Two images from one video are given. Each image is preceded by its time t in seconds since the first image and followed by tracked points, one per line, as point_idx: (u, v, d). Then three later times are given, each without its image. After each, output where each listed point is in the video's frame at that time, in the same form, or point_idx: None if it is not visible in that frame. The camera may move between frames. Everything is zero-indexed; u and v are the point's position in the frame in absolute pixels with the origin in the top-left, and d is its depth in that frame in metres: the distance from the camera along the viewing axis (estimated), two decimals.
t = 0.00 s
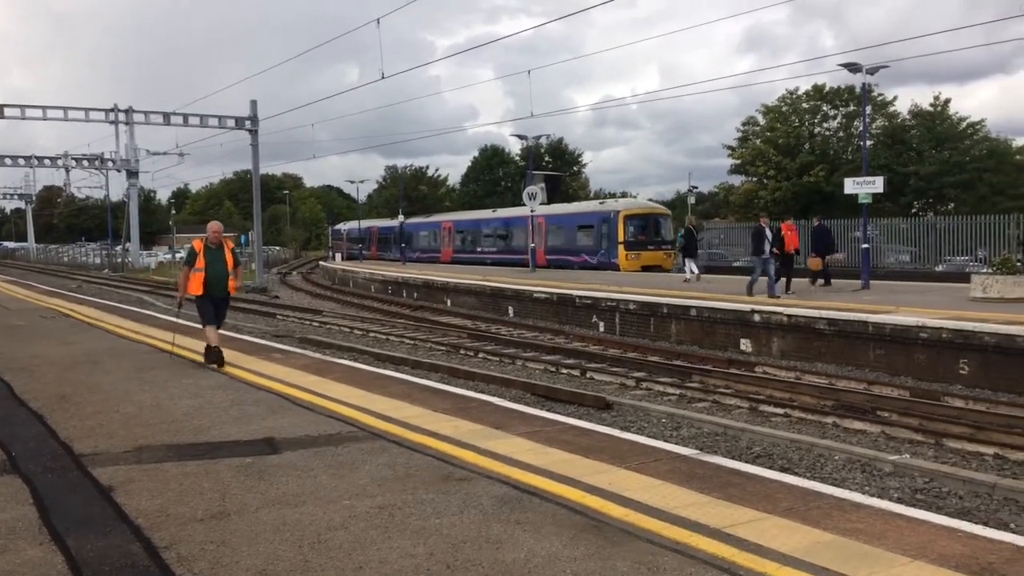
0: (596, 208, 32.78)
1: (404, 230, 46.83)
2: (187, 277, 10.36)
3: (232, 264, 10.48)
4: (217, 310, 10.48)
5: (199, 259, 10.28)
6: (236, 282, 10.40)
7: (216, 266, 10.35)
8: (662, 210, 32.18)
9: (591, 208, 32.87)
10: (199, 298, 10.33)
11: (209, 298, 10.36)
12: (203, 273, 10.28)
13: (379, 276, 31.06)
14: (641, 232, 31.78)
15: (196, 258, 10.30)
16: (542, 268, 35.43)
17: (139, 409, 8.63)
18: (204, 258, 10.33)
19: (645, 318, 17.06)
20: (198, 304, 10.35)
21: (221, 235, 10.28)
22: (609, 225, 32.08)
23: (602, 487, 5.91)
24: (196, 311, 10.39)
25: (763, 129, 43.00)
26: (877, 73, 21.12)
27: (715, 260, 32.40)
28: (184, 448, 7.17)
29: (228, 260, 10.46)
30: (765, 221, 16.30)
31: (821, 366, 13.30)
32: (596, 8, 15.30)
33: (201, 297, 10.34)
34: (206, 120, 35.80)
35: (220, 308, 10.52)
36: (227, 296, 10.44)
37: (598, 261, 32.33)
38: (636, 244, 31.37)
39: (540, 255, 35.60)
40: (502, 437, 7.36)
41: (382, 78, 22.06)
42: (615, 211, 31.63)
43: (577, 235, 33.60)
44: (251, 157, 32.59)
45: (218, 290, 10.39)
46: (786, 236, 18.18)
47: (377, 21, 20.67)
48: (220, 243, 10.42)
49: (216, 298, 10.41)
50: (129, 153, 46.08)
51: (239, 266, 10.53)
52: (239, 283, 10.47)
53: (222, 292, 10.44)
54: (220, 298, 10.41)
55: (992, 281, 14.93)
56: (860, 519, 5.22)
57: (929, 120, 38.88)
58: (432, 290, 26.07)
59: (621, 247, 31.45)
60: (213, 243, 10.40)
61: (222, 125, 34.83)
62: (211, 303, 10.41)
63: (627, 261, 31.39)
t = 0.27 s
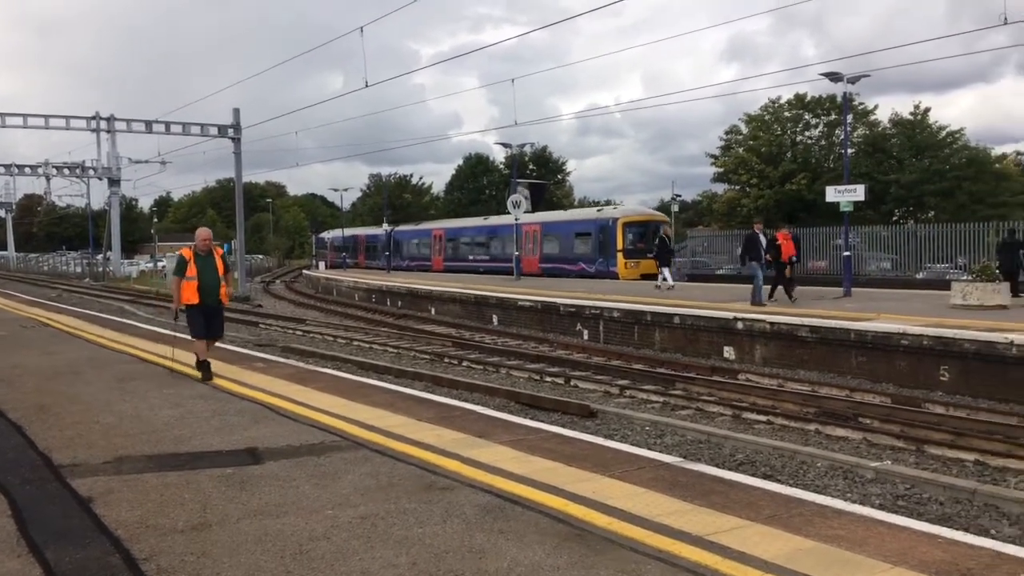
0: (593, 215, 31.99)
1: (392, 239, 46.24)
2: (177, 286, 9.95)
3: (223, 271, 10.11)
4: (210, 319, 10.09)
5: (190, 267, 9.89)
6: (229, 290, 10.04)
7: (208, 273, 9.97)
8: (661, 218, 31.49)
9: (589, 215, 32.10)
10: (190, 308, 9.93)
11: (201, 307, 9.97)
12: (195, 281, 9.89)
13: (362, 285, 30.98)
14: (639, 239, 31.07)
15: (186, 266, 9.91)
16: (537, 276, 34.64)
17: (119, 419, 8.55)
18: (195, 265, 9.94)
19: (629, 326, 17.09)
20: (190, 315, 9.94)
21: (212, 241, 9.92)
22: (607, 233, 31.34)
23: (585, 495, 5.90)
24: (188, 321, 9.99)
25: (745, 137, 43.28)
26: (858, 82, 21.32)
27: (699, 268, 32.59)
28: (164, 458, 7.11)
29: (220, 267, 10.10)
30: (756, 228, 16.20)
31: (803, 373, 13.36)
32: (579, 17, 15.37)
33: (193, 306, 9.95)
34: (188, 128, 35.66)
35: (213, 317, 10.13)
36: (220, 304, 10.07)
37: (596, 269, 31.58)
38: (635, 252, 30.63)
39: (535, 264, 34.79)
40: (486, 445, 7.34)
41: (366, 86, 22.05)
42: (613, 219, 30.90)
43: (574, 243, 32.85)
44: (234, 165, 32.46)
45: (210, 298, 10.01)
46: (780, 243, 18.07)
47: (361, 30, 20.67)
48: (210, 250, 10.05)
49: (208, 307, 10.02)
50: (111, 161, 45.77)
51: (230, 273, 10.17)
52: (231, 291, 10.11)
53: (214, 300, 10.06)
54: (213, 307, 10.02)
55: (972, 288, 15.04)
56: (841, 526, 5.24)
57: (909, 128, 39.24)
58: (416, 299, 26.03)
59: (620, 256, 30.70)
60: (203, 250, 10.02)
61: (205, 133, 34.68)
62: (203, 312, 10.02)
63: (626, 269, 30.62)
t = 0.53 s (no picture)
0: (582, 220, 31.52)
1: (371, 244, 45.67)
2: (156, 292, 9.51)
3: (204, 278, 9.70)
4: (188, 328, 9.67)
5: (170, 273, 9.45)
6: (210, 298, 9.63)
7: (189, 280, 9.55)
8: (649, 223, 31.15)
9: (577, 220, 31.64)
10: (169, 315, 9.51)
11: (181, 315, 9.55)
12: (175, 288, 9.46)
13: (336, 290, 30.82)
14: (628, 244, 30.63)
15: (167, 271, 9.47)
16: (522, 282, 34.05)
17: (87, 428, 8.42)
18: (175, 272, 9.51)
19: (602, 331, 17.16)
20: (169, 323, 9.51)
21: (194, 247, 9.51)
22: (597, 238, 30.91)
23: (558, 500, 5.90)
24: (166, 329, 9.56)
25: (717, 144, 43.67)
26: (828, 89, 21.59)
27: (672, 273, 32.84)
28: (134, 467, 7.01)
29: (200, 274, 9.68)
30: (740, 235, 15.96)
31: (775, 377, 13.48)
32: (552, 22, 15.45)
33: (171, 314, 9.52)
34: (159, 133, 35.33)
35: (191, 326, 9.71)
36: (200, 313, 9.65)
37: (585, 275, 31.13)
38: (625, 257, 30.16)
39: (520, 269, 34.19)
40: (459, 451, 7.32)
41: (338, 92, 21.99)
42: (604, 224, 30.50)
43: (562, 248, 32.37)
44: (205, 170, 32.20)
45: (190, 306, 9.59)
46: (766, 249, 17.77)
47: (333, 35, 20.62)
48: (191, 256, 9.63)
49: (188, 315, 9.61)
50: (80, 167, 45.22)
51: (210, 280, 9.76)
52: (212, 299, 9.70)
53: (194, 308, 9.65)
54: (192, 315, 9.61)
55: (939, 292, 15.28)
56: (811, 528, 5.29)
57: (878, 135, 39.78)
58: (390, 304, 25.96)
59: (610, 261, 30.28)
60: (184, 256, 9.60)
61: (177, 138, 34.36)
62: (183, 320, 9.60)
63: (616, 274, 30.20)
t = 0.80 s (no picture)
0: (570, 218, 30.78)
1: (350, 244, 45.05)
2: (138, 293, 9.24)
3: (188, 280, 9.39)
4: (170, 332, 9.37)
5: (152, 274, 9.16)
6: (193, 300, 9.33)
7: (171, 282, 9.24)
8: (639, 221, 30.48)
9: (565, 218, 30.89)
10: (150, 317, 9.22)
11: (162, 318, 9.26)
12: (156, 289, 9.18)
13: (310, 291, 30.63)
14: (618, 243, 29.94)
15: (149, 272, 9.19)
16: (508, 281, 33.25)
17: (55, 430, 8.29)
18: (158, 272, 9.23)
19: (577, 330, 17.19)
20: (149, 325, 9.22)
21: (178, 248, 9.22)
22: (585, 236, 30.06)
23: (531, 499, 5.91)
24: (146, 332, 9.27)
25: (690, 143, 43.94)
26: (799, 89, 21.79)
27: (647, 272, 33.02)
28: (103, 470, 6.92)
29: (185, 276, 9.38)
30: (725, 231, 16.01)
31: (747, 375, 13.59)
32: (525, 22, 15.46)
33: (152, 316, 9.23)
34: (128, 132, 34.89)
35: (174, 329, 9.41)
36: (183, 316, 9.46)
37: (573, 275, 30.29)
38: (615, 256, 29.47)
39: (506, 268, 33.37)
40: (433, 451, 7.30)
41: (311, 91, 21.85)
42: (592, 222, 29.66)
43: (549, 247, 31.52)
44: (176, 170, 31.85)
45: (172, 308, 9.30)
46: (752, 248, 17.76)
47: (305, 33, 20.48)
48: (176, 257, 9.34)
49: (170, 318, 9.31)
50: (48, 166, 44.56)
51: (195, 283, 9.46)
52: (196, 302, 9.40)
53: (176, 310, 9.35)
54: (174, 318, 9.31)
55: (908, 290, 15.50)
56: (782, 524, 5.33)
57: (848, 135, 40.22)
58: (364, 304, 25.83)
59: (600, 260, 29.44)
60: (168, 256, 9.32)
61: (147, 137, 33.97)
62: (164, 323, 9.30)
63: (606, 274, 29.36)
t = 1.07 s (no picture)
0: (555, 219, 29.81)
1: (325, 245, 44.32)
2: (111, 291, 8.93)
3: (166, 280, 9.16)
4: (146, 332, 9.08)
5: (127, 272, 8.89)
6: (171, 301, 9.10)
7: (149, 281, 8.99)
8: (627, 222, 29.53)
9: (550, 219, 29.90)
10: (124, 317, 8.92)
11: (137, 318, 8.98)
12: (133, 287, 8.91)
13: (278, 292, 30.37)
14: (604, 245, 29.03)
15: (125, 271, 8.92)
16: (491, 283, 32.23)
17: (16, 435, 8.13)
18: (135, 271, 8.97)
19: (547, 331, 17.22)
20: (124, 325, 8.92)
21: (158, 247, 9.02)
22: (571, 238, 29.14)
23: (500, 500, 5.90)
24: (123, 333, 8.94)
25: (660, 145, 44.23)
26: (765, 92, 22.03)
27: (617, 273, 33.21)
28: (66, 474, 6.80)
29: (163, 275, 9.12)
30: (708, 234, 15.60)
31: (716, 375, 13.70)
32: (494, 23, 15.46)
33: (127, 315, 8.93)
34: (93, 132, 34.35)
35: (150, 330, 9.15)
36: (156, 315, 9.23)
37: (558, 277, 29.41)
38: (601, 257, 28.60)
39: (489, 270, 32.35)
40: (402, 453, 7.27)
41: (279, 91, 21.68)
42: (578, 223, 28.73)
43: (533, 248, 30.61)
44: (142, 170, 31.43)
45: (148, 309, 9.03)
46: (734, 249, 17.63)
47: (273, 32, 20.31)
48: (152, 256, 9.10)
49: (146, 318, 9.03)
50: (10, 166, 43.77)
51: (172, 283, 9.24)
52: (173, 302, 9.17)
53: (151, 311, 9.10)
54: (150, 319, 9.04)
55: (872, 291, 15.73)
56: (748, 523, 5.38)
57: (814, 138, 40.72)
58: (333, 306, 25.67)
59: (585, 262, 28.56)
60: (145, 255, 9.05)
61: (112, 137, 33.48)
62: (138, 323, 9.02)
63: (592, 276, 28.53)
